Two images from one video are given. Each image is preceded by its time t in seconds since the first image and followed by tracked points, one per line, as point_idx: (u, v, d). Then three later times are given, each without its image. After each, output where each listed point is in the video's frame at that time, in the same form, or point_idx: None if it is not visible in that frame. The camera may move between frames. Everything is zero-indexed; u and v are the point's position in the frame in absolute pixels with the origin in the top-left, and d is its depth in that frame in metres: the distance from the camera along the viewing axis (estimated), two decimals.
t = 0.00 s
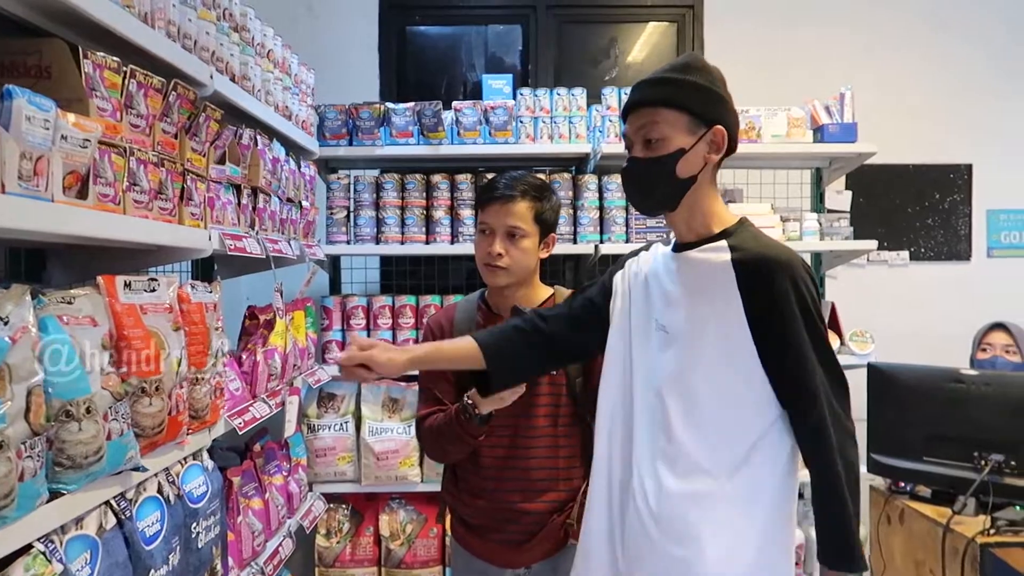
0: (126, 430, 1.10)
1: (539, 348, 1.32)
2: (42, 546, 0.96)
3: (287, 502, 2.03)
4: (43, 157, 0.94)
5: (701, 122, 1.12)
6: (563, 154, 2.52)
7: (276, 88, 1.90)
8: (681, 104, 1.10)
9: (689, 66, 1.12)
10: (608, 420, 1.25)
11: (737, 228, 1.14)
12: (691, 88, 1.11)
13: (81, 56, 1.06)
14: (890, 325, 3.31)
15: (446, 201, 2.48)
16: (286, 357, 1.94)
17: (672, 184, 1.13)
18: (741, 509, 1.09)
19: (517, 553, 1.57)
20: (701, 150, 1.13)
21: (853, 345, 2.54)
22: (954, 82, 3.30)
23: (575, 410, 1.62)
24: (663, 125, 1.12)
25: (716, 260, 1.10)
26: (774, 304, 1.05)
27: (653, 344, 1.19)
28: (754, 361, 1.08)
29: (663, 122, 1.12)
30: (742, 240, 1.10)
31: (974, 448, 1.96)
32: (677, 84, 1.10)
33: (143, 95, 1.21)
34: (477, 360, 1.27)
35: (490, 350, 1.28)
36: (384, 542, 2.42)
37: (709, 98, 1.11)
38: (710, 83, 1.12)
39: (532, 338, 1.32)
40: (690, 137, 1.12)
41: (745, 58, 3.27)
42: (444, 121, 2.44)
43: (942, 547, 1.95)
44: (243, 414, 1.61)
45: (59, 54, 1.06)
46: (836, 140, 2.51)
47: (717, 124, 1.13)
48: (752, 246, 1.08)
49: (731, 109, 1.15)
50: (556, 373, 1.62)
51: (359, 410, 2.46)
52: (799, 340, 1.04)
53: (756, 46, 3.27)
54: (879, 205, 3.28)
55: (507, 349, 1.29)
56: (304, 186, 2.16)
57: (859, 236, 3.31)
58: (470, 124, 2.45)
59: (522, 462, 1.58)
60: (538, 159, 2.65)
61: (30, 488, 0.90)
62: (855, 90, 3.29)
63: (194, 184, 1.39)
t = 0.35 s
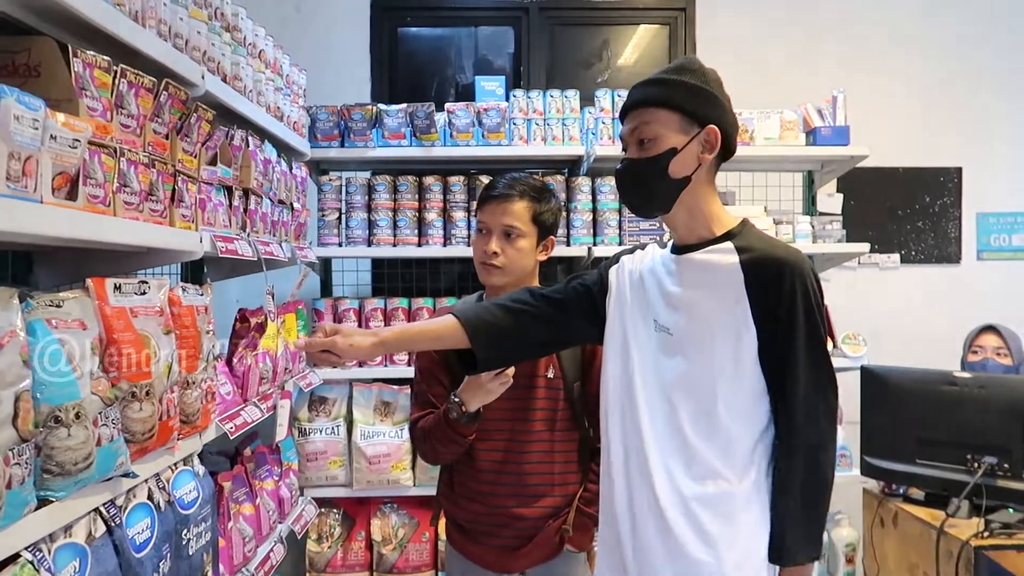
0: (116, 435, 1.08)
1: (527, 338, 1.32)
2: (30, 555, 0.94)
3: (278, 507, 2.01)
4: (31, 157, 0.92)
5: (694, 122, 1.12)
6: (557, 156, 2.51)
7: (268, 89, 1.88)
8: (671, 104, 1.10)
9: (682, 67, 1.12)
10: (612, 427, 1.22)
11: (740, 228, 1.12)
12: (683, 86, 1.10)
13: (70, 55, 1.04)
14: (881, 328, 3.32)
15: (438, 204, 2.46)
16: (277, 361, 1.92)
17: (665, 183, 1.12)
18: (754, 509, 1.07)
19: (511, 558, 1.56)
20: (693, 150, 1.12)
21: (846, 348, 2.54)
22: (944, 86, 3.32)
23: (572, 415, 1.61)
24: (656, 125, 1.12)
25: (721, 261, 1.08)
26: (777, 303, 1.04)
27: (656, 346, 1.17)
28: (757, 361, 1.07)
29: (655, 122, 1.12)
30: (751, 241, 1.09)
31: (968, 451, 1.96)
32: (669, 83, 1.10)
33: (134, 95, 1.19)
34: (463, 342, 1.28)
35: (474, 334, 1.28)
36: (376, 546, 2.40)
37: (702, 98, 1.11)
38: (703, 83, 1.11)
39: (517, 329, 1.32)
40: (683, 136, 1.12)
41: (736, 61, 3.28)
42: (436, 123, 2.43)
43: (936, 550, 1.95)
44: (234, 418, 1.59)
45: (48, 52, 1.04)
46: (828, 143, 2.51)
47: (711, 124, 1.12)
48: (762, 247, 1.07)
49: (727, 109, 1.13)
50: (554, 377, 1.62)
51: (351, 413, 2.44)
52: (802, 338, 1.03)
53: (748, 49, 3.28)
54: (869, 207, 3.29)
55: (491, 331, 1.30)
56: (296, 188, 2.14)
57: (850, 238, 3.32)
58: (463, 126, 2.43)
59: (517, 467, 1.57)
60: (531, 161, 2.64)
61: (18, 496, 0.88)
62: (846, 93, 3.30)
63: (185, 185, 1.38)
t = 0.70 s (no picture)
0: (112, 437, 1.07)
1: (547, 375, 1.28)
2: (25, 559, 0.93)
3: (275, 509, 2.00)
4: (27, 156, 0.91)
5: (678, 119, 1.11)
6: (554, 157, 2.51)
7: (265, 89, 1.87)
8: (651, 102, 1.10)
9: (665, 65, 1.12)
10: (612, 429, 1.22)
11: (731, 222, 1.11)
12: (664, 84, 1.10)
13: (67, 52, 1.03)
14: (878, 329, 3.32)
15: (436, 204, 2.46)
16: (274, 362, 1.91)
17: (652, 182, 1.12)
18: (750, 512, 1.07)
19: (510, 557, 1.56)
20: (678, 147, 1.11)
21: (845, 349, 2.54)
22: (941, 88, 3.32)
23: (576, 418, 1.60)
24: (639, 125, 1.12)
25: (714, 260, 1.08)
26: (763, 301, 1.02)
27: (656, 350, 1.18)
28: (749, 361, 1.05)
29: (638, 122, 1.12)
30: (740, 236, 1.08)
31: (965, 453, 1.96)
32: (651, 82, 1.10)
33: (131, 93, 1.18)
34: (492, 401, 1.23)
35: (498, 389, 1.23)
36: (372, 548, 2.39)
37: (684, 94, 1.10)
38: (684, 79, 1.10)
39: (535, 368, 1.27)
40: (666, 134, 1.11)
41: (734, 62, 3.28)
42: (434, 123, 2.43)
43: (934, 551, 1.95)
44: (231, 420, 1.57)
45: (45, 49, 1.03)
46: (826, 144, 2.51)
47: (695, 120, 1.11)
48: (750, 243, 1.06)
49: (711, 103, 1.12)
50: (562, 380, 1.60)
51: (348, 415, 2.43)
52: (790, 336, 1.00)
53: (746, 50, 3.28)
54: (867, 209, 3.29)
55: (512, 378, 1.25)
56: (293, 188, 2.14)
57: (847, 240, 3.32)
58: (461, 126, 2.42)
59: (520, 468, 1.56)
60: (529, 162, 2.64)
61: (12, 499, 0.87)
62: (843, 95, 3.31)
63: (182, 185, 1.36)
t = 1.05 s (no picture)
0: (113, 437, 1.06)
1: (625, 432, 1.26)
2: (24, 560, 0.91)
3: (275, 510, 1.99)
4: (29, 153, 0.90)
5: (687, 109, 1.09)
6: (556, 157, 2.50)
7: (267, 88, 1.86)
8: (658, 88, 1.09)
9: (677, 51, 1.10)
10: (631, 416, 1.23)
11: (742, 221, 1.07)
12: (673, 71, 1.08)
13: (68, 50, 1.02)
14: (881, 330, 3.31)
15: (437, 204, 2.45)
16: (276, 362, 1.90)
17: (659, 174, 1.11)
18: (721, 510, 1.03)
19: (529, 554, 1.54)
20: (686, 138, 1.09)
21: (847, 350, 2.53)
22: (944, 89, 3.32)
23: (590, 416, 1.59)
24: (648, 115, 1.11)
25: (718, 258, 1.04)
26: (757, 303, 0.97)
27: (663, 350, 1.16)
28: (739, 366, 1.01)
29: (646, 112, 1.11)
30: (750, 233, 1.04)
31: (969, 455, 1.95)
32: (661, 69, 1.09)
33: (133, 91, 1.17)
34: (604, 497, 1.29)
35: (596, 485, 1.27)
36: (373, 550, 2.38)
37: (693, 81, 1.07)
38: (695, 65, 1.08)
39: (614, 434, 1.26)
40: (674, 125, 1.09)
41: (736, 63, 3.27)
42: (436, 123, 2.42)
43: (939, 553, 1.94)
44: (232, 420, 1.56)
45: (46, 46, 1.02)
46: (829, 144, 2.51)
47: (705, 109, 1.08)
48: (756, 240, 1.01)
49: (726, 92, 1.09)
50: (582, 380, 1.58)
51: (348, 415, 2.42)
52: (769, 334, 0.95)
53: (748, 50, 3.27)
54: (869, 210, 3.28)
55: (601, 461, 1.26)
56: (294, 188, 2.13)
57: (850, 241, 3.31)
58: (462, 126, 2.42)
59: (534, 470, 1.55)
60: (530, 162, 2.63)
61: (12, 500, 0.86)
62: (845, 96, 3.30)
63: (183, 184, 1.35)
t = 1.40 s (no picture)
0: (112, 438, 1.04)
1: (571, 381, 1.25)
2: (22, 563, 0.90)
3: (274, 511, 1.97)
4: (28, 149, 0.89)
5: (709, 103, 1.07)
6: (558, 156, 2.49)
7: (267, 86, 1.85)
8: (679, 84, 1.08)
9: (700, 41, 1.08)
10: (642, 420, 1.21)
11: (773, 224, 1.05)
12: (693, 63, 1.06)
13: (68, 45, 1.01)
14: (882, 332, 3.30)
15: (438, 204, 2.43)
16: (275, 362, 1.89)
17: (679, 172, 1.11)
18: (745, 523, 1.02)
19: (533, 557, 1.51)
20: (708, 133, 1.08)
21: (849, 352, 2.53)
22: (946, 91, 3.31)
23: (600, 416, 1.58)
24: (669, 109, 1.10)
25: (745, 267, 1.02)
26: (793, 321, 0.95)
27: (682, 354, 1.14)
28: (768, 383, 0.99)
29: (667, 106, 1.10)
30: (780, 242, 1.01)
31: (972, 456, 1.94)
32: (680, 61, 1.07)
33: (133, 87, 1.16)
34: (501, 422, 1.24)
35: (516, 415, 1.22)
36: (373, 551, 2.37)
37: (714, 73, 1.05)
38: (718, 56, 1.06)
39: (558, 382, 1.24)
40: (694, 120, 1.08)
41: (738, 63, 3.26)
42: (437, 122, 2.41)
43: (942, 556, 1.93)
44: (231, 420, 1.55)
45: (45, 41, 1.01)
46: (832, 145, 2.50)
47: (727, 103, 1.06)
48: (791, 254, 0.98)
49: (754, 84, 1.06)
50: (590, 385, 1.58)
51: (348, 416, 2.41)
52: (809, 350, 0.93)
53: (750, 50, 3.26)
54: (871, 211, 3.28)
55: (533, 397, 1.23)
56: (294, 187, 2.11)
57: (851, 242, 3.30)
58: (464, 125, 2.41)
59: (543, 473, 1.54)
60: (532, 161, 2.62)
61: (10, 501, 0.85)
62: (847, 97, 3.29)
63: (183, 181, 1.34)
